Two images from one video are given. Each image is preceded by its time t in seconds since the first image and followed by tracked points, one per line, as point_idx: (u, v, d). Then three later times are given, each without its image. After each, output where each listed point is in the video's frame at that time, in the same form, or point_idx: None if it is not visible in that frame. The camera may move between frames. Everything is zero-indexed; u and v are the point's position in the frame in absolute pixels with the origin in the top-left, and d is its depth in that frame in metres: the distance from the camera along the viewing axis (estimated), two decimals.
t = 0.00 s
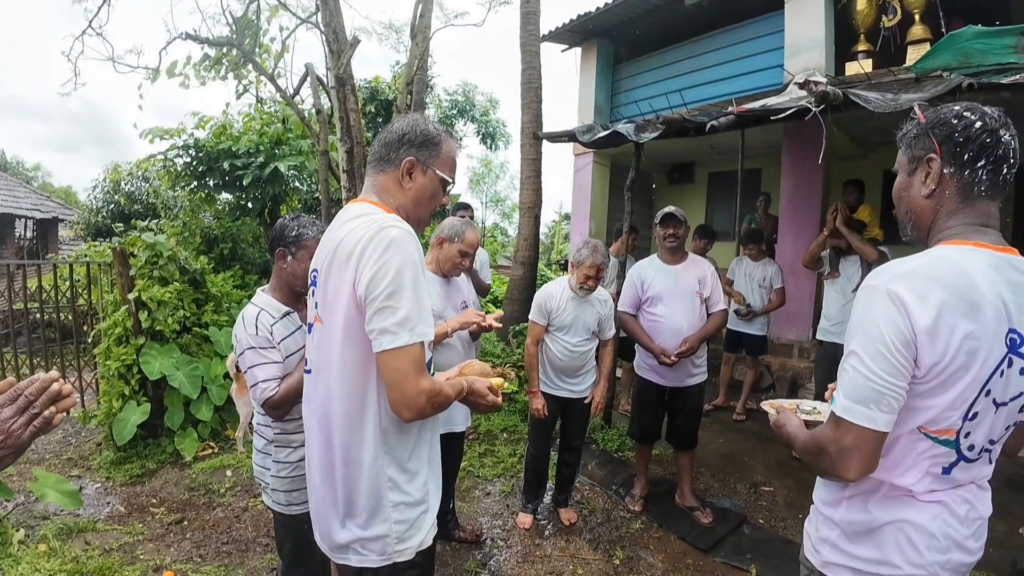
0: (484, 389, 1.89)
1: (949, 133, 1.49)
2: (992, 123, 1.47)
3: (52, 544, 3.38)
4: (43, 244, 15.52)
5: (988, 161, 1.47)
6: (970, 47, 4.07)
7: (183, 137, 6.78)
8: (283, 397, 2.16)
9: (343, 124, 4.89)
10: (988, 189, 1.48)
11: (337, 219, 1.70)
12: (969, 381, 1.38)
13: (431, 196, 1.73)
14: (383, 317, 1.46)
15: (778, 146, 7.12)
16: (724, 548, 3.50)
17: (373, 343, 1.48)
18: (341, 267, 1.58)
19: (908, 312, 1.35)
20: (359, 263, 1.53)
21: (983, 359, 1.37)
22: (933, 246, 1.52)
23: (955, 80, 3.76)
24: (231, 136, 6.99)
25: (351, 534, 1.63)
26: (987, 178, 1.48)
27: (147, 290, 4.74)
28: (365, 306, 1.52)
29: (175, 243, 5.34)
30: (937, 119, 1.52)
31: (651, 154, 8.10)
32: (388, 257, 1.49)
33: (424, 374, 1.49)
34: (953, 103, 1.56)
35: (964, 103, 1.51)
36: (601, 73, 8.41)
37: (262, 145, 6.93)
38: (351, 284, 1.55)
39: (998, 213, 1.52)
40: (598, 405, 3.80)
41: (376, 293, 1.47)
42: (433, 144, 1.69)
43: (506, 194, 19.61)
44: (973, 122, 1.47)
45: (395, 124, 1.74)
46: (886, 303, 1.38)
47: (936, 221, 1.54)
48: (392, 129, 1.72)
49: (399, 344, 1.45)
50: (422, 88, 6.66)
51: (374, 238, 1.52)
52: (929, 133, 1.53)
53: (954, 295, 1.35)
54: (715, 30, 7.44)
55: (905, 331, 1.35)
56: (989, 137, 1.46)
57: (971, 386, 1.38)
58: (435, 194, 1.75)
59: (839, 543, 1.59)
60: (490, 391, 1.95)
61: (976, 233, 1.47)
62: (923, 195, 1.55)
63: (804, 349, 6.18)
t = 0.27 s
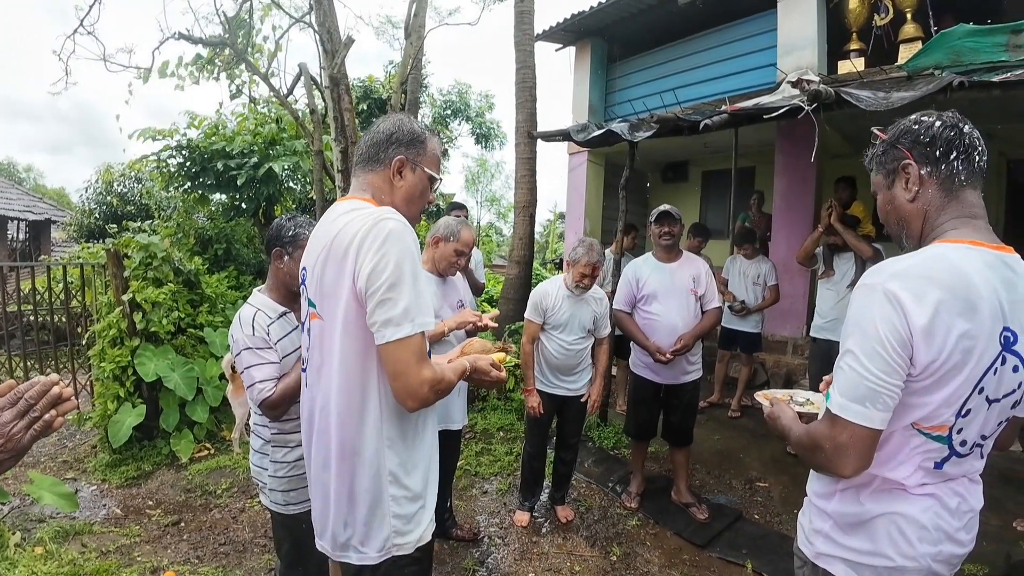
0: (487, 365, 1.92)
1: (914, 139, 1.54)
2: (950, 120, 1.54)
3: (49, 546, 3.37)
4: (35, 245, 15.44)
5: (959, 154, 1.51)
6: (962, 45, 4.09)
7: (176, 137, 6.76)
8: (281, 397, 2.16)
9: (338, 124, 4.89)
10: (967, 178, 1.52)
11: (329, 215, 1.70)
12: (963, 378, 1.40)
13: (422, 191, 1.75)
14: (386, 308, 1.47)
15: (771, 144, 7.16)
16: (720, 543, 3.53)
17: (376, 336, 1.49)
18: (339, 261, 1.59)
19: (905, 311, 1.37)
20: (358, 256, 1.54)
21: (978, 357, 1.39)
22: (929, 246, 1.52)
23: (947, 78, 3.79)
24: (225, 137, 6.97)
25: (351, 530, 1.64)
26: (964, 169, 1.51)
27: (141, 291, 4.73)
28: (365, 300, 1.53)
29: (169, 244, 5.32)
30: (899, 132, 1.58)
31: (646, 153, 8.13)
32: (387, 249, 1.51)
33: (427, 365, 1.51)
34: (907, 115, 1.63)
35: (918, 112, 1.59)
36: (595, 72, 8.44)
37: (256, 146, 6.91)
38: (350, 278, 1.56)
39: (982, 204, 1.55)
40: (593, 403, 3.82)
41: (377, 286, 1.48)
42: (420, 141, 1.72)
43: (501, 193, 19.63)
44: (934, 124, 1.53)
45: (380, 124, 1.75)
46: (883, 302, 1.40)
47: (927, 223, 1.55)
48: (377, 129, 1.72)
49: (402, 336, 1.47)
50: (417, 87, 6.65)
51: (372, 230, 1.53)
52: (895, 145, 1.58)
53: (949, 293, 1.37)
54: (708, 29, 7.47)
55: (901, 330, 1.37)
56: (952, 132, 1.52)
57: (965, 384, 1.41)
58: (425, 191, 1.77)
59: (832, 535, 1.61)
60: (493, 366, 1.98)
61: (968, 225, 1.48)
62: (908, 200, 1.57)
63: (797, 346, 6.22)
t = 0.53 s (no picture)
0: (479, 350, 1.92)
1: (898, 137, 1.55)
2: (934, 117, 1.55)
3: (43, 549, 3.34)
4: (26, 247, 15.31)
5: (943, 150, 1.52)
6: (953, 43, 4.13)
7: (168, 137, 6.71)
8: (273, 397, 2.16)
9: (330, 123, 4.87)
10: (953, 174, 1.52)
11: (310, 219, 1.69)
12: (954, 372, 1.41)
13: (401, 181, 1.74)
14: (370, 311, 1.47)
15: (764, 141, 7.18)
16: (715, 539, 3.54)
17: (363, 339, 1.48)
18: (322, 266, 1.58)
19: (894, 306, 1.38)
20: (341, 259, 1.53)
21: (967, 350, 1.40)
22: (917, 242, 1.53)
23: (938, 76, 3.81)
24: (216, 136, 6.92)
25: (352, 529, 1.64)
26: (949, 165, 1.52)
27: (133, 292, 4.69)
28: (350, 303, 1.52)
29: (161, 244, 5.29)
30: (882, 130, 1.60)
31: (639, 151, 8.15)
32: (368, 250, 1.50)
33: (417, 364, 1.50)
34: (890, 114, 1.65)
35: (901, 110, 1.60)
36: (588, 70, 8.45)
37: (248, 145, 6.88)
38: (334, 281, 1.55)
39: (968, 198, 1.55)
40: (588, 401, 3.82)
41: (360, 289, 1.48)
42: (394, 133, 1.70)
43: (496, 192, 19.61)
44: (916, 122, 1.54)
45: (353, 118, 1.74)
46: (872, 297, 1.41)
47: (914, 219, 1.57)
48: (351, 123, 1.71)
49: (388, 337, 1.46)
50: (410, 86, 6.63)
51: (353, 233, 1.53)
52: (879, 143, 1.59)
53: (938, 287, 1.38)
54: (700, 27, 7.49)
55: (890, 325, 1.38)
56: (936, 128, 1.52)
57: (955, 378, 1.41)
58: (404, 181, 1.76)
59: (825, 530, 1.62)
60: (484, 350, 1.97)
61: (955, 220, 1.49)
62: (893, 197, 1.59)
63: (791, 343, 6.26)
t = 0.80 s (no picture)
0: (470, 358, 1.91)
1: (888, 135, 1.56)
2: (925, 114, 1.55)
3: (38, 551, 3.32)
4: (19, 247, 15.20)
5: (933, 148, 1.53)
6: (945, 41, 4.18)
7: (161, 136, 6.67)
8: (268, 397, 2.15)
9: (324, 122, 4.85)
10: (943, 171, 1.53)
11: (301, 222, 1.69)
12: (947, 367, 1.42)
13: (386, 172, 1.73)
14: (360, 313, 1.47)
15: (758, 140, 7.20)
16: (711, 535, 3.56)
17: (354, 340, 1.48)
18: (312, 270, 1.58)
19: (886, 303, 1.39)
20: (331, 262, 1.53)
21: (960, 346, 1.41)
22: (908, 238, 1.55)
23: (930, 74, 3.83)
24: (210, 136, 6.89)
25: (353, 528, 1.64)
26: (939, 163, 1.53)
27: (127, 292, 4.67)
28: (341, 305, 1.52)
29: (155, 244, 5.26)
30: (873, 128, 1.60)
31: (633, 150, 8.16)
32: (357, 252, 1.50)
33: (409, 365, 1.50)
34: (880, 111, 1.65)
35: (891, 107, 1.60)
36: (582, 69, 8.46)
37: (242, 144, 6.85)
38: (325, 283, 1.55)
39: (959, 195, 1.56)
40: (584, 399, 3.83)
41: (350, 290, 1.48)
42: (366, 125, 1.68)
43: (491, 191, 19.59)
44: (906, 120, 1.55)
45: (324, 116, 1.72)
46: (865, 294, 1.42)
47: (905, 216, 1.58)
48: (322, 124, 1.71)
49: (379, 338, 1.46)
50: (404, 84, 6.61)
51: (341, 235, 1.53)
52: (870, 141, 1.60)
53: (929, 284, 1.39)
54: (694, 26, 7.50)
55: (883, 322, 1.39)
56: (926, 126, 1.53)
57: (948, 373, 1.43)
58: (388, 171, 1.74)
59: (820, 526, 1.63)
60: (476, 360, 1.97)
61: (946, 217, 1.50)
62: (884, 195, 1.60)
63: (785, 340, 6.29)
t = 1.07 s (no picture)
0: (469, 349, 1.93)
1: (887, 129, 1.57)
2: (924, 110, 1.55)
3: (36, 551, 3.31)
4: (14, 247, 15.13)
5: (931, 145, 1.53)
6: (940, 38, 4.18)
7: (156, 134, 6.64)
8: (265, 396, 2.15)
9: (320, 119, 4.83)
10: (939, 168, 1.54)
11: (295, 222, 1.69)
12: (941, 362, 1.43)
13: (377, 168, 1.72)
14: (354, 311, 1.47)
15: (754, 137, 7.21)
16: (707, 531, 3.58)
17: (350, 338, 1.49)
18: (307, 269, 1.59)
19: (881, 299, 1.40)
20: (324, 261, 1.54)
21: (954, 341, 1.42)
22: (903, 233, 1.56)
23: (925, 71, 3.86)
24: (205, 133, 6.86)
25: (354, 526, 1.64)
26: (936, 160, 1.54)
27: (122, 291, 4.65)
28: (335, 303, 1.52)
29: (150, 242, 5.23)
30: (872, 121, 1.61)
31: (630, 147, 8.16)
32: (349, 251, 1.50)
33: (406, 362, 1.50)
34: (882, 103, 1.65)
35: (892, 101, 1.60)
36: (579, 66, 8.46)
37: (237, 142, 6.82)
38: (319, 283, 1.55)
39: (955, 192, 1.57)
40: (581, 396, 3.84)
41: (344, 289, 1.48)
42: (353, 122, 1.67)
43: (487, 188, 19.57)
44: (906, 114, 1.55)
45: (312, 113, 1.71)
46: (859, 289, 1.43)
47: (899, 210, 1.59)
48: (309, 122, 1.70)
49: (375, 336, 1.46)
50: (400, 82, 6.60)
51: (333, 234, 1.53)
52: (868, 134, 1.61)
53: (924, 279, 1.40)
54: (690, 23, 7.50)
55: (877, 317, 1.40)
56: (925, 122, 1.53)
57: (942, 368, 1.44)
58: (379, 165, 1.73)
59: (817, 521, 1.64)
60: (473, 350, 1.98)
61: (940, 214, 1.51)
62: (879, 189, 1.61)
63: (781, 337, 6.31)
